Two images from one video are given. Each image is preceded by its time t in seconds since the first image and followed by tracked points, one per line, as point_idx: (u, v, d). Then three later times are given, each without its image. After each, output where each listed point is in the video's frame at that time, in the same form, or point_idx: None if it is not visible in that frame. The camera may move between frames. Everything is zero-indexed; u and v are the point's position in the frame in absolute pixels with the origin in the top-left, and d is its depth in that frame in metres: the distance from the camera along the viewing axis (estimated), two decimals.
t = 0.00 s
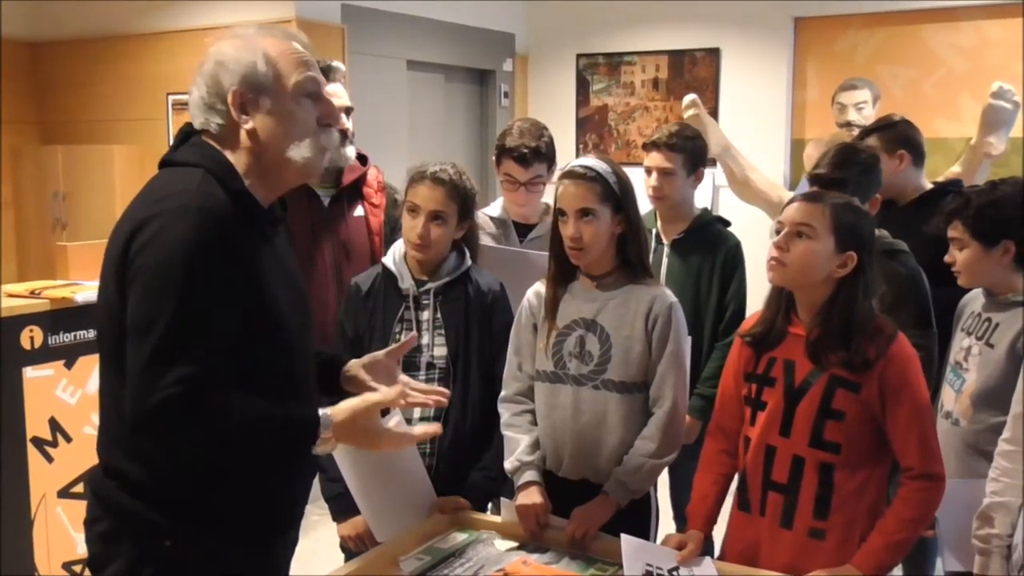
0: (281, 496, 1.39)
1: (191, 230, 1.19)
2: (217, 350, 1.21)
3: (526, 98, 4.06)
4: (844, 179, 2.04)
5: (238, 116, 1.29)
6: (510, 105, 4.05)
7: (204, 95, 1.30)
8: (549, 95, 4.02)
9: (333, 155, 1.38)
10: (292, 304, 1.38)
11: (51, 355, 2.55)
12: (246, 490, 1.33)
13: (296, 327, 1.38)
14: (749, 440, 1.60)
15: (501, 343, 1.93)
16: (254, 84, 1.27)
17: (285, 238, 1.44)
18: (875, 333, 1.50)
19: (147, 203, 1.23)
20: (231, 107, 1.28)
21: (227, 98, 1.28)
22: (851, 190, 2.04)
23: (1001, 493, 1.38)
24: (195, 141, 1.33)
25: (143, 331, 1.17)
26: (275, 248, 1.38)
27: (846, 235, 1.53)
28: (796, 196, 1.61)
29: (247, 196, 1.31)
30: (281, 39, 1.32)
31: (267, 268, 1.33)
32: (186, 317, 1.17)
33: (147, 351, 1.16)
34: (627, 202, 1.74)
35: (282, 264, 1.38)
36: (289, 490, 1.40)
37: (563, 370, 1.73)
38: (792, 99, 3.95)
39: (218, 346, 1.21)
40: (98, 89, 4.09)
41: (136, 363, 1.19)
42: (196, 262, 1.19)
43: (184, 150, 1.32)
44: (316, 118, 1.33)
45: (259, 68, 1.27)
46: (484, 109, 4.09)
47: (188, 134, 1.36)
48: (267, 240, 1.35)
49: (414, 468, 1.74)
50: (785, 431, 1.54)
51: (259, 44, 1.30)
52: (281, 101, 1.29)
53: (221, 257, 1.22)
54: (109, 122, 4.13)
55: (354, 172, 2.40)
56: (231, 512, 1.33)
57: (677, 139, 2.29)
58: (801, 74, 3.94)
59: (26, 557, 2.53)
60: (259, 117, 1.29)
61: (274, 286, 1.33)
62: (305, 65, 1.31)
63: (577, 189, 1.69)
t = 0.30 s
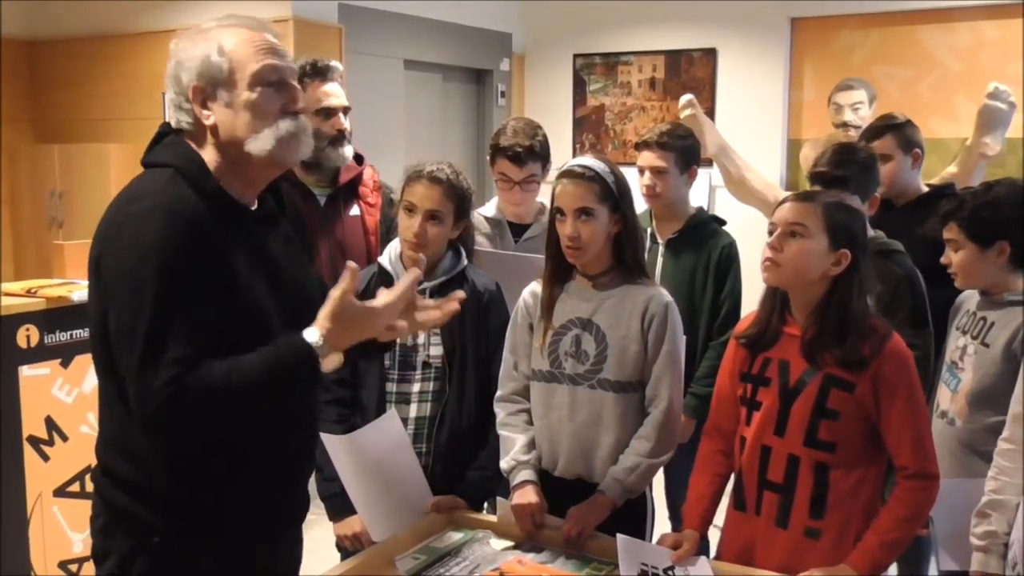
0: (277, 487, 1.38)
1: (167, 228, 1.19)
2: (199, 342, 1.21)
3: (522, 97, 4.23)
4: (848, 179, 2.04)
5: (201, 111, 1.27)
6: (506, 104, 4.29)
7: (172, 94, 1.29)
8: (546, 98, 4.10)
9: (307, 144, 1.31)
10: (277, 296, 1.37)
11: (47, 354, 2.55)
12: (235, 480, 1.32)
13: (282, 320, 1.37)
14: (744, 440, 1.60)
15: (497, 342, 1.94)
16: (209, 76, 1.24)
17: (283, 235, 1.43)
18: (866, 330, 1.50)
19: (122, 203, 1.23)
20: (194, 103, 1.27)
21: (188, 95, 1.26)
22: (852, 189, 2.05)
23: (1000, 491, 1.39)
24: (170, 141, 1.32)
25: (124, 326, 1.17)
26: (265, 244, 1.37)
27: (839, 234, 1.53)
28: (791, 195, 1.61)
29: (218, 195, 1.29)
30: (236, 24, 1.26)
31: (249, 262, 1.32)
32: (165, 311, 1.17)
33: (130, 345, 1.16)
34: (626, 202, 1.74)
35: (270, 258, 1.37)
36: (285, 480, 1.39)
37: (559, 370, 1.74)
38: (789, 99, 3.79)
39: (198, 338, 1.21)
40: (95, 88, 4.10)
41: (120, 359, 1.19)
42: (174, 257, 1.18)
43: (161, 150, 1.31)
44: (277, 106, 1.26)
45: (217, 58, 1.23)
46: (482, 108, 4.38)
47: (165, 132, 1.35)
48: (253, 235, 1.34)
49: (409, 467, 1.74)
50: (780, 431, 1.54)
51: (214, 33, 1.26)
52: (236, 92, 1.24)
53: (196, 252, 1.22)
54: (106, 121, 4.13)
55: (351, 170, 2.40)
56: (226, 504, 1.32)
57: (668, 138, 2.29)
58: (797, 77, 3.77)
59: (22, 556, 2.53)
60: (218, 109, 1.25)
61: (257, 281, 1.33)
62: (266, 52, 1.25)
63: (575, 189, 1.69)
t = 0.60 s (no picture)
0: (257, 481, 1.36)
1: (132, 224, 1.20)
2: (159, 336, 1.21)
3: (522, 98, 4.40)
4: (867, 175, 2.01)
5: (179, 111, 1.27)
6: (503, 103, 4.36)
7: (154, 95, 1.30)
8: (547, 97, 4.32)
9: (286, 145, 1.29)
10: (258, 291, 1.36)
11: (43, 353, 2.55)
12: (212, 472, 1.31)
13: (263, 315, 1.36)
14: (740, 438, 1.60)
15: (493, 340, 1.94)
16: (185, 75, 1.24)
17: (279, 234, 1.43)
18: (859, 328, 1.50)
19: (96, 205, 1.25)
20: (173, 103, 1.27)
21: (168, 95, 1.27)
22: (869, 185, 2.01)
23: (999, 486, 1.41)
24: (151, 143, 1.32)
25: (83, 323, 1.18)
26: (250, 242, 1.36)
27: (830, 229, 1.53)
28: (783, 193, 1.62)
29: (194, 197, 1.28)
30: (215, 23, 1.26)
31: (226, 259, 1.31)
32: (125, 306, 1.17)
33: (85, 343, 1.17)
34: (626, 202, 1.74)
35: (253, 255, 1.36)
36: (267, 474, 1.37)
37: (555, 369, 1.74)
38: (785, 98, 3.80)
39: (158, 332, 1.21)
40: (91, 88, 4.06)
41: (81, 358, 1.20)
42: (137, 251, 1.18)
43: (144, 151, 1.31)
44: (252, 106, 1.25)
45: (193, 58, 1.23)
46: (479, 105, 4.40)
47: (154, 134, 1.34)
48: (236, 233, 1.33)
49: (404, 465, 1.74)
50: (776, 430, 1.54)
51: (193, 32, 1.26)
52: (210, 91, 1.24)
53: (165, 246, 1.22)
54: (104, 119, 4.09)
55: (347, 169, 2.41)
56: (202, 497, 1.31)
57: (661, 135, 2.29)
58: (794, 76, 3.78)
59: (19, 555, 2.53)
60: (195, 108, 1.25)
61: (235, 279, 1.32)
62: (242, 51, 1.24)
63: (577, 189, 1.69)
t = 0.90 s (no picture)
0: (244, 483, 1.35)
1: (108, 230, 1.19)
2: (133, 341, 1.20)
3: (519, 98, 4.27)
4: (872, 170, 2.01)
5: (171, 113, 1.27)
6: (501, 103, 4.33)
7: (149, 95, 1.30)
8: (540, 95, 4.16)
9: (276, 153, 1.28)
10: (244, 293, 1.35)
11: (40, 351, 2.54)
12: (197, 474, 1.30)
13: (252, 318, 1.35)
14: (736, 437, 1.60)
15: (488, 339, 1.94)
16: (177, 78, 1.24)
17: (272, 233, 1.42)
18: (854, 327, 1.50)
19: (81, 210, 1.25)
20: (164, 104, 1.27)
21: (161, 97, 1.27)
22: (874, 183, 2.01)
23: (998, 483, 1.42)
24: (141, 146, 1.32)
25: (57, 330, 1.18)
26: (239, 244, 1.35)
27: (825, 227, 1.54)
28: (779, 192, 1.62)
29: (180, 201, 1.28)
30: (212, 27, 1.26)
31: (211, 260, 1.30)
32: (97, 312, 1.17)
33: (57, 350, 1.17)
34: (624, 202, 1.74)
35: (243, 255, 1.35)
36: (254, 475, 1.36)
37: (552, 368, 1.74)
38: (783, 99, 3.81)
39: (133, 336, 1.20)
40: (88, 85, 4.09)
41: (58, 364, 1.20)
42: (111, 256, 1.18)
43: (136, 153, 1.31)
44: (242, 113, 1.24)
45: (186, 61, 1.24)
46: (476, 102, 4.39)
47: (149, 135, 1.35)
48: (225, 235, 1.33)
49: (401, 464, 1.75)
50: (771, 428, 1.55)
51: (189, 34, 1.26)
52: (201, 96, 1.23)
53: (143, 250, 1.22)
54: (104, 120, 4.14)
55: (342, 168, 2.41)
56: (191, 499, 1.30)
57: (660, 132, 2.30)
58: (792, 76, 3.78)
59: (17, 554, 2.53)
60: (186, 111, 1.25)
61: (222, 281, 1.31)
62: (236, 57, 1.24)
63: (577, 188, 1.69)
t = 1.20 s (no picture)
0: (241, 483, 1.35)
1: (103, 233, 1.19)
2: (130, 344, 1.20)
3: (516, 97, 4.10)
4: (869, 161, 1.99)
5: (166, 110, 1.28)
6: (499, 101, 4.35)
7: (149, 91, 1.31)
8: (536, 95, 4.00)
9: (265, 158, 1.28)
10: (240, 295, 1.34)
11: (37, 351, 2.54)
12: (195, 474, 1.30)
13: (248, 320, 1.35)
14: (733, 436, 1.61)
15: (486, 339, 1.94)
16: (172, 76, 1.25)
17: (269, 233, 1.42)
18: (850, 326, 1.50)
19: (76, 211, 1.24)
20: (160, 101, 1.28)
21: (157, 93, 1.28)
22: (870, 174, 1.98)
23: (994, 484, 1.42)
24: (136, 146, 1.32)
25: (53, 334, 1.18)
26: (234, 246, 1.35)
27: (830, 228, 1.53)
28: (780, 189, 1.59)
29: (176, 203, 1.27)
30: (211, 26, 1.26)
31: (206, 261, 1.30)
32: (93, 315, 1.17)
33: (53, 353, 1.17)
34: (621, 201, 1.74)
35: (238, 254, 1.35)
36: (251, 475, 1.36)
37: (549, 367, 1.74)
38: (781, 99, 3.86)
39: (129, 341, 1.20)
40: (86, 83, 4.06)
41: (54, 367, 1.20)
42: (107, 262, 1.18)
43: (131, 153, 1.31)
44: (231, 116, 1.24)
45: (181, 59, 1.24)
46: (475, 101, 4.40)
47: (148, 134, 1.35)
48: (220, 236, 1.33)
49: (398, 463, 1.75)
50: (768, 426, 1.55)
51: (187, 33, 1.26)
52: (193, 96, 1.24)
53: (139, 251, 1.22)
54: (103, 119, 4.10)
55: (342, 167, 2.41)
56: (188, 501, 1.30)
57: (665, 130, 2.33)
58: (790, 75, 3.84)
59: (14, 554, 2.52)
60: (178, 110, 1.26)
61: (218, 281, 1.31)
62: (230, 59, 1.23)
63: (574, 188, 1.69)
